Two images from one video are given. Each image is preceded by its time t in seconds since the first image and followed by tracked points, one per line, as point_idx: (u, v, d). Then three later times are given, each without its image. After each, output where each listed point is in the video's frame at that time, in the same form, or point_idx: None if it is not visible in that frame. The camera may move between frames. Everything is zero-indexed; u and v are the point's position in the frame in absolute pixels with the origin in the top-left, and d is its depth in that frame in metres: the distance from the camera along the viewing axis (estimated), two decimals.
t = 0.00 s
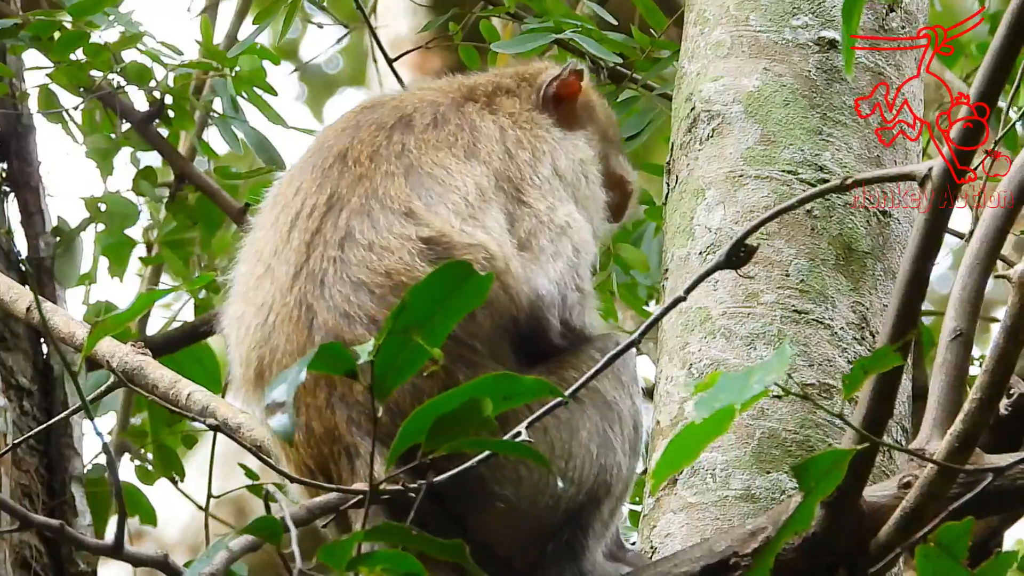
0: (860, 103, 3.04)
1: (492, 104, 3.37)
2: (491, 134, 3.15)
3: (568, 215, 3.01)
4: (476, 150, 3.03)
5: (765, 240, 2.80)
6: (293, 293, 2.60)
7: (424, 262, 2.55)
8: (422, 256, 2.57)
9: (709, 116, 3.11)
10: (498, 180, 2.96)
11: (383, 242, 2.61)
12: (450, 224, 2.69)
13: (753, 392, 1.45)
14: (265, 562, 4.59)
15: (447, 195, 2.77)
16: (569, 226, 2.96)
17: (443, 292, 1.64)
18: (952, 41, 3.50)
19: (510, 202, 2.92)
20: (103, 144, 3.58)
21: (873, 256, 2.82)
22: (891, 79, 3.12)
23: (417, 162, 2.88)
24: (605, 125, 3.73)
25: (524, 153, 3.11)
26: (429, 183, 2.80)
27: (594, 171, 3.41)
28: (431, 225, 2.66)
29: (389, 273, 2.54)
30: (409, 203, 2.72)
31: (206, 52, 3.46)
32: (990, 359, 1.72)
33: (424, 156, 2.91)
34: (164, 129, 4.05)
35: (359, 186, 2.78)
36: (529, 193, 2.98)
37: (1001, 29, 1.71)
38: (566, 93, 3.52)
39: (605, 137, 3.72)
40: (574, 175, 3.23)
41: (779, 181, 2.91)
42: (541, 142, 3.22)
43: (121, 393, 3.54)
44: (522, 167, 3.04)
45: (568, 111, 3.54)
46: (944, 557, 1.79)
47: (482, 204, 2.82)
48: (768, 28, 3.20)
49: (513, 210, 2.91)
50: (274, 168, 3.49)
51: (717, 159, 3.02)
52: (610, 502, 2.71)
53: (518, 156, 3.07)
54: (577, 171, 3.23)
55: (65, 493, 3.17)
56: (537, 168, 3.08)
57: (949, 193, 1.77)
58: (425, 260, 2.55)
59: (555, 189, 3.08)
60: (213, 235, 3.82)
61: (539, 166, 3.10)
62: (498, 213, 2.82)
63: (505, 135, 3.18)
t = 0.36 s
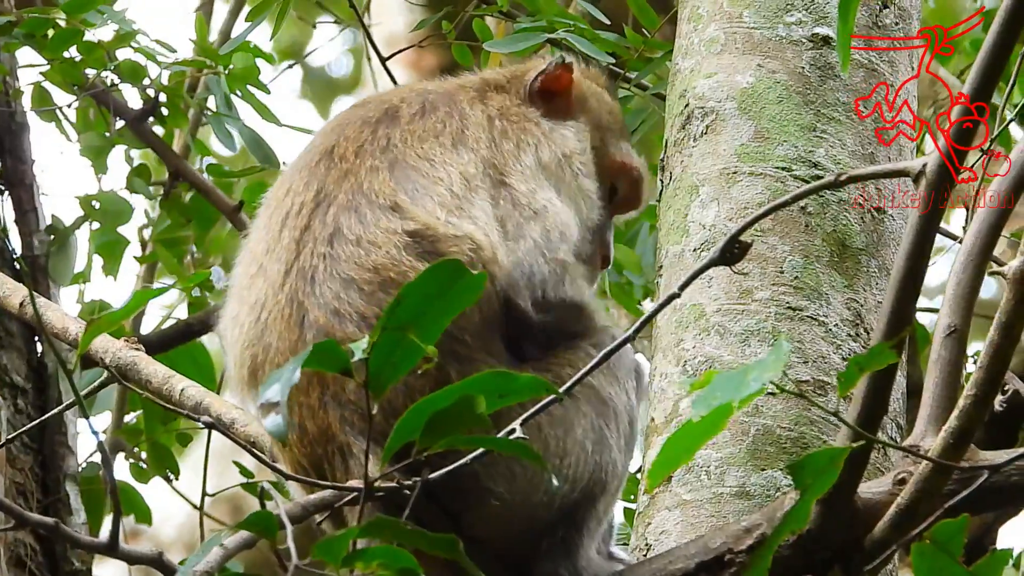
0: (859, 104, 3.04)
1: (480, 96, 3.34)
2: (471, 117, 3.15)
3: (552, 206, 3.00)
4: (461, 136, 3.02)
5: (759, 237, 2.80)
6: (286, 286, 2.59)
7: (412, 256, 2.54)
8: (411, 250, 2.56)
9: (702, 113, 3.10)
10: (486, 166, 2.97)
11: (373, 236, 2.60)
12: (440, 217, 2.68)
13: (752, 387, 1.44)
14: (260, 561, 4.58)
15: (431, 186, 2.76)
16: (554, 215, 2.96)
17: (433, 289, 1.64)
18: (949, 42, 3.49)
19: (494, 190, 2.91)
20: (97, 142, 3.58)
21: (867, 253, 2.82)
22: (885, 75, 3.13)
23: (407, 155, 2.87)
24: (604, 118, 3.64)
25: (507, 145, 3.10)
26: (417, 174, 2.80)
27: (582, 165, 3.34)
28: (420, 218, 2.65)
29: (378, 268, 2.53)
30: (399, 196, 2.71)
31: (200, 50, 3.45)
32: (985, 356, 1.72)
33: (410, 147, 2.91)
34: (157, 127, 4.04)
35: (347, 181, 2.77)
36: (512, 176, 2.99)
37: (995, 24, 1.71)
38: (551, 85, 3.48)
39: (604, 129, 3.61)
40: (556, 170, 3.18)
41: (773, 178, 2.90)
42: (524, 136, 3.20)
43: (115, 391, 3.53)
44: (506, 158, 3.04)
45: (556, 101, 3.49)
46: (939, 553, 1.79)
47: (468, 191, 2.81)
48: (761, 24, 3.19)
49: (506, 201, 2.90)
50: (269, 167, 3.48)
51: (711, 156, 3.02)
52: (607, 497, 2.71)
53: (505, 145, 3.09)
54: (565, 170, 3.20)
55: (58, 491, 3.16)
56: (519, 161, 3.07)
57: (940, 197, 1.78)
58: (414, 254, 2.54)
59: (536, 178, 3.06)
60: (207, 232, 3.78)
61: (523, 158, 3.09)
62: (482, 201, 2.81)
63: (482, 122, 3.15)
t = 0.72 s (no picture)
0: (859, 104, 3.05)
1: (453, 105, 3.14)
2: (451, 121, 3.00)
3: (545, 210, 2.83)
4: (440, 140, 2.90)
5: (755, 242, 2.80)
6: (272, 303, 2.58)
7: (395, 265, 2.51)
8: (394, 262, 2.52)
9: (699, 119, 3.11)
10: (462, 174, 2.82)
11: (354, 246, 2.58)
12: (418, 228, 2.60)
13: (752, 394, 1.45)
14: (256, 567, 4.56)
15: (410, 196, 2.70)
16: (551, 232, 2.75)
17: (431, 296, 1.63)
18: (951, 41, 3.53)
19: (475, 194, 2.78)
20: (93, 147, 3.57)
21: (864, 258, 2.82)
22: (880, 78, 3.13)
23: (383, 170, 2.78)
24: (580, 96, 3.19)
25: (483, 148, 2.91)
26: (395, 188, 2.72)
27: (557, 159, 3.01)
28: (399, 230, 2.59)
29: (360, 276, 2.51)
30: (378, 208, 2.65)
31: (197, 57, 3.45)
32: (982, 362, 1.72)
33: (387, 160, 2.81)
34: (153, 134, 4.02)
35: (329, 197, 2.73)
36: (492, 183, 2.82)
37: (993, 29, 1.72)
38: (515, 85, 3.19)
39: (579, 109, 3.17)
40: (536, 168, 2.93)
41: (769, 183, 2.90)
42: (506, 138, 3.00)
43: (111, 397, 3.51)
44: (487, 163, 2.87)
45: (537, 99, 3.19)
46: (937, 559, 1.78)
47: (442, 200, 2.72)
48: (757, 30, 3.19)
49: (492, 207, 2.75)
50: (264, 173, 3.47)
51: (707, 161, 3.02)
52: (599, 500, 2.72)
53: (485, 152, 2.91)
54: (547, 169, 2.96)
55: (55, 498, 3.14)
56: (499, 165, 2.88)
57: (937, 194, 1.77)
58: (396, 263, 2.51)
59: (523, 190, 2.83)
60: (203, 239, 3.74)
61: (499, 164, 2.88)
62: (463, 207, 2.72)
63: (459, 131, 2.96)
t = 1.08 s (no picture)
0: (860, 103, 3.08)
1: (478, 109, 3.06)
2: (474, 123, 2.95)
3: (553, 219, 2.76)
4: (456, 146, 2.85)
5: (746, 248, 2.81)
6: (275, 304, 2.60)
7: (393, 272, 2.51)
8: (387, 268, 2.52)
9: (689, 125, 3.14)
10: (474, 180, 2.77)
11: (355, 253, 2.57)
12: (417, 237, 2.59)
13: (738, 397, 1.44)
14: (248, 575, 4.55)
15: (415, 205, 2.67)
16: (564, 244, 2.71)
17: (420, 300, 1.63)
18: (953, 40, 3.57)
19: (486, 206, 2.73)
20: (83, 155, 3.59)
21: (854, 264, 2.83)
22: (869, 84, 3.14)
23: (395, 177, 2.75)
24: (604, 100, 3.02)
25: (501, 156, 2.85)
26: (402, 199, 2.69)
27: (576, 168, 2.90)
28: (399, 238, 2.59)
29: (357, 281, 2.51)
30: (382, 216, 2.64)
31: (187, 66, 3.45)
32: (972, 367, 1.72)
33: (401, 166, 2.78)
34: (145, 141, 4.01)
35: (341, 202, 2.71)
36: (505, 193, 2.76)
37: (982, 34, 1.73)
38: (544, 90, 3.07)
39: (603, 113, 3.00)
40: (553, 178, 2.84)
41: (759, 190, 2.91)
42: (526, 145, 2.91)
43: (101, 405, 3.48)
44: (500, 173, 2.81)
45: (565, 105, 3.05)
46: (927, 563, 1.77)
47: (445, 206, 2.68)
48: (747, 36, 3.20)
49: (504, 219, 2.72)
50: (254, 181, 3.45)
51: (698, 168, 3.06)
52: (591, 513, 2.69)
53: (501, 160, 2.84)
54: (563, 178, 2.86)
55: (46, 506, 3.09)
56: (514, 175, 2.81)
57: (927, 195, 1.76)
58: (393, 270, 2.51)
59: (533, 199, 2.77)
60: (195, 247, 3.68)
61: (514, 173, 2.81)
62: (469, 213, 2.69)
63: (479, 137, 2.89)
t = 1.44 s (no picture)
0: (860, 103, 3.11)
1: (482, 116, 3.04)
2: (471, 130, 2.94)
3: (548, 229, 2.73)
4: (452, 154, 2.85)
5: (734, 252, 2.80)
6: (266, 310, 2.59)
7: (380, 279, 2.50)
8: (375, 274, 2.52)
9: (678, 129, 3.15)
10: (468, 189, 2.77)
11: (344, 260, 2.56)
12: (407, 245, 2.58)
13: (726, 402, 1.43)
14: None
15: (406, 213, 2.66)
16: (560, 251, 2.69)
17: (409, 306, 1.62)
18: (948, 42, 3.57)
19: (478, 216, 2.72)
20: (72, 159, 3.53)
21: (843, 267, 2.83)
22: (858, 87, 3.14)
23: (389, 184, 2.74)
24: (615, 117, 2.97)
25: (501, 164, 2.84)
26: (394, 207, 2.68)
27: (582, 185, 2.87)
28: (388, 246, 2.58)
29: (345, 288, 2.51)
30: (373, 224, 2.63)
31: (175, 69, 3.43)
32: (960, 371, 1.72)
33: (395, 174, 2.77)
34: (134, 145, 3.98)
35: (333, 209, 2.71)
36: (499, 203, 2.76)
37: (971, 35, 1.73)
38: (553, 99, 3.01)
39: (613, 130, 2.95)
40: (559, 185, 2.84)
41: (747, 193, 2.92)
42: (525, 151, 2.91)
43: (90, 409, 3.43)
44: (497, 182, 2.80)
45: (576, 116, 2.99)
46: (915, 567, 1.77)
47: (435, 214, 2.68)
48: (736, 39, 3.20)
49: (499, 228, 2.71)
50: (241, 182, 3.42)
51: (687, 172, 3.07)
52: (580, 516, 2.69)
53: (499, 167, 2.84)
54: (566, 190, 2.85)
55: (36, 509, 3.02)
56: (510, 184, 2.80)
57: (918, 196, 1.76)
58: (380, 277, 2.51)
59: (527, 208, 2.76)
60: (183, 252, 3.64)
61: (512, 181, 2.81)
62: (459, 223, 2.68)
63: (474, 145, 2.88)
